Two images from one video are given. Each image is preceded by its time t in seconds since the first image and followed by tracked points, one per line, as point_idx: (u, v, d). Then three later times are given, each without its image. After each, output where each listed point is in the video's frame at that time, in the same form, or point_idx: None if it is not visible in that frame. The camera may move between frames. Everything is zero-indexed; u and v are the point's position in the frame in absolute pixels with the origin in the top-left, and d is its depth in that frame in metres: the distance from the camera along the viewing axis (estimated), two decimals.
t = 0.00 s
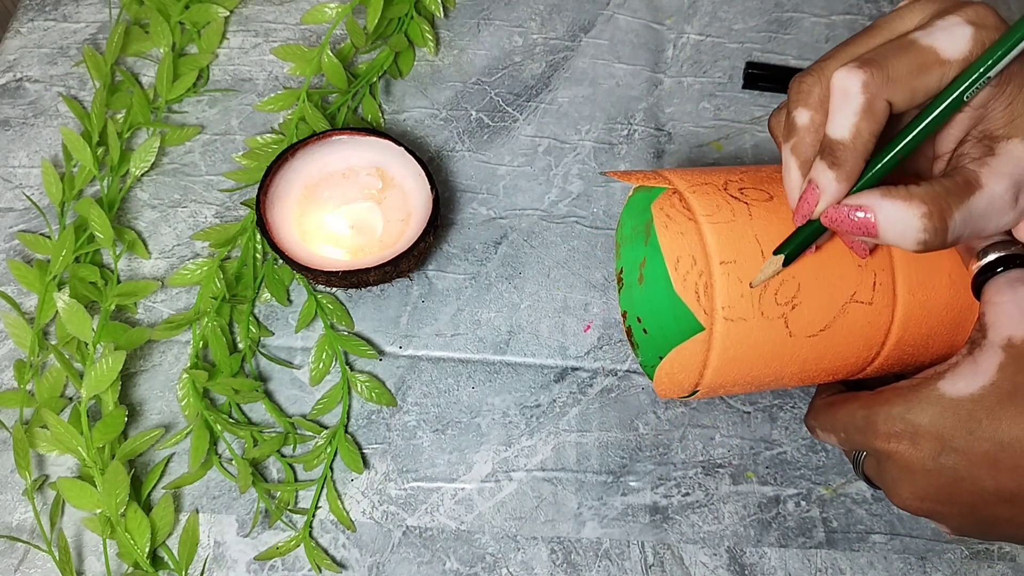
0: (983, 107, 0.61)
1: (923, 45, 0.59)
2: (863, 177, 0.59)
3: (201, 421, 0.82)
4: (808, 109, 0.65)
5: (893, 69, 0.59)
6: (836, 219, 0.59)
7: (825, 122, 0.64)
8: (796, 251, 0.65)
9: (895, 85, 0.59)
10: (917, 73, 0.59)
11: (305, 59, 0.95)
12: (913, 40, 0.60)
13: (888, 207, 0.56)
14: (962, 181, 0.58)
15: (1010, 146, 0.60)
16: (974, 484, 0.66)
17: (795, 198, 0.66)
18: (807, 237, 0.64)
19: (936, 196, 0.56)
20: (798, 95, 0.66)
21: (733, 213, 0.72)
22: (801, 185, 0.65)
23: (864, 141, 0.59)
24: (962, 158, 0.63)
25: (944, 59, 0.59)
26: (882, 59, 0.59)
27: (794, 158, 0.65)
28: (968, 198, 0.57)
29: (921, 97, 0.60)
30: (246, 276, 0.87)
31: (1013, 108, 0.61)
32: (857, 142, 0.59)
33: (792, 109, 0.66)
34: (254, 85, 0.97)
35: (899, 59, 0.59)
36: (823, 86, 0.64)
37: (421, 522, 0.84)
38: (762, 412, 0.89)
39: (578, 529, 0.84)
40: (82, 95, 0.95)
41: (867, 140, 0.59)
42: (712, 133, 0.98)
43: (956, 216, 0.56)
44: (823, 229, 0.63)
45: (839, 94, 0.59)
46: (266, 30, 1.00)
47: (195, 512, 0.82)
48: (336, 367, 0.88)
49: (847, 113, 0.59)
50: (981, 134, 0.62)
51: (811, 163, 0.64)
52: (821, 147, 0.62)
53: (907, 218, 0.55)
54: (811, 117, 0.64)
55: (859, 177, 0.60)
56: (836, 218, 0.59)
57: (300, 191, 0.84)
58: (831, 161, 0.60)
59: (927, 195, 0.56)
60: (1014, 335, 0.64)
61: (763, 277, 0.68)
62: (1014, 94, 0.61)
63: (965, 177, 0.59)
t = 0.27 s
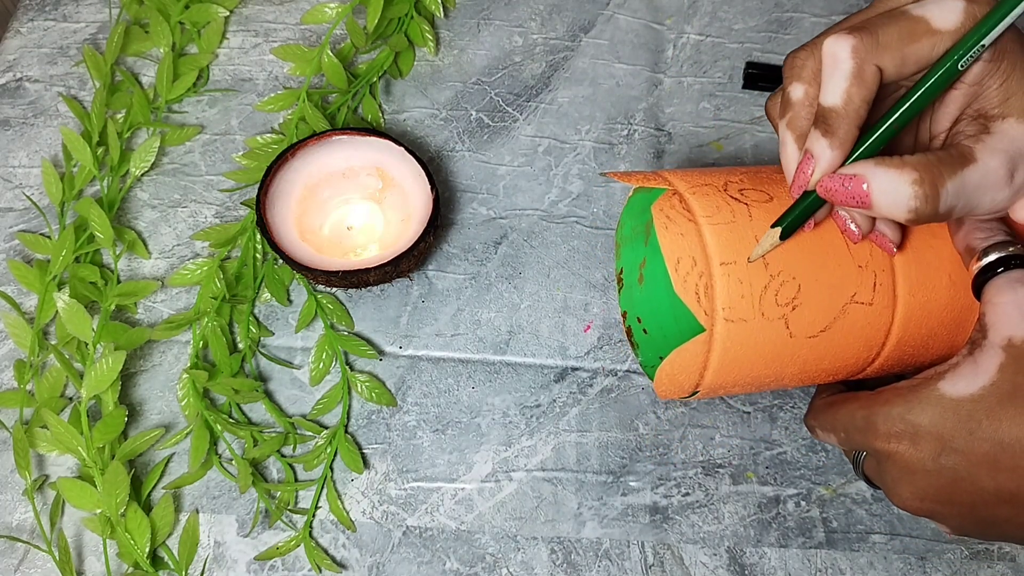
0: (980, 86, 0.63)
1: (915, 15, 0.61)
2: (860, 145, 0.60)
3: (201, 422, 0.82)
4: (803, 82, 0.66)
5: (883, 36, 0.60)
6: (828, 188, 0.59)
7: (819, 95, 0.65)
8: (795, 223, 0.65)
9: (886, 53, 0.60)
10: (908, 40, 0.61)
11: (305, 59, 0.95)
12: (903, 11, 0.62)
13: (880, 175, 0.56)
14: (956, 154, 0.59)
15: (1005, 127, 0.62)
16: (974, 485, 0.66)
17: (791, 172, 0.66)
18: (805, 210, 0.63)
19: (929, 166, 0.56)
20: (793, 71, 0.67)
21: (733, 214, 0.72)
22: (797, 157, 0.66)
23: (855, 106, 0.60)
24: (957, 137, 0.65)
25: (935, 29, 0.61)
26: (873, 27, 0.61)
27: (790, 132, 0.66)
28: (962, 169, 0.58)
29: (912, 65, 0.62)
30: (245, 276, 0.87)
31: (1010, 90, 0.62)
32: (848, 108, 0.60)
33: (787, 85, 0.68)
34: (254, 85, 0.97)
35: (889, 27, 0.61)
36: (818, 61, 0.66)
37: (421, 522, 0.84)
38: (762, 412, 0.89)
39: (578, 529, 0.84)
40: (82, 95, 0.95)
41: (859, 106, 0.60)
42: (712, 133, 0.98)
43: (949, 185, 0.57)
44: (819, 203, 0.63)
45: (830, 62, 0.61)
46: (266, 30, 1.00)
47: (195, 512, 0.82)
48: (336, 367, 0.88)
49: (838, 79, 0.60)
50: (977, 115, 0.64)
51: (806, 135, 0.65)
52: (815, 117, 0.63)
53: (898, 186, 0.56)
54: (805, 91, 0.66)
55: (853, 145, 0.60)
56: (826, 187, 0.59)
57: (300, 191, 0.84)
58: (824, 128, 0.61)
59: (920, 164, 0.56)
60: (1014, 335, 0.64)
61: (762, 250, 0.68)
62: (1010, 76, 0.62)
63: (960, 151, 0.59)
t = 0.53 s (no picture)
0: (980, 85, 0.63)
1: (916, 16, 0.61)
2: (861, 146, 0.60)
3: (201, 421, 0.82)
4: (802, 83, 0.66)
5: (884, 37, 0.60)
6: (829, 189, 0.59)
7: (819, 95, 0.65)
8: (794, 224, 0.65)
9: (886, 54, 0.60)
10: (909, 41, 0.60)
11: (305, 59, 0.95)
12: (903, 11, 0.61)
13: (883, 177, 0.56)
14: (956, 155, 0.59)
15: (1006, 128, 0.62)
16: (974, 485, 0.66)
17: (791, 170, 0.66)
18: (805, 210, 0.63)
19: (929, 167, 0.57)
20: (793, 71, 0.67)
21: (733, 215, 0.72)
22: (798, 157, 0.65)
23: (856, 108, 0.60)
24: (957, 137, 0.65)
25: (935, 29, 0.61)
26: (874, 28, 0.61)
27: (790, 132, 0.66)
28: (962, 170, 0.58)
29: (913, 67, 0.62)
30: (245, 276, 0.87)
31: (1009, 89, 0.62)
32: (849, 109, 0.60)
33: (787, 85, 0.68)
34: (254, 85, 0.97)
35: (890, 27, 0.60)
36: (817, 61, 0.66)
37: (421, 522, 0.84)
38: (762, 412, 0.89)
39: (578, 529, 0.84)
40: (82, 95, 0.95)
41: (860, 107, 0.60)
42: (712, 133, 0.98)
43: (950, 185, 0.57)
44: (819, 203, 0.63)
45: (831, 63, 0.61)
46: (266, 30, 1.00)
47: (195, 512, 0.82)
48: (336, 367, 0.88)
49: (839, 80, 0.60)
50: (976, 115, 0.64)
51: (807, 135, 0.65)
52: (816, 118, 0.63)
53: (900, 188, 0.56)
54: (805, 91, 0.66)
55: (854, 146, 0.60)
56: (827, 189, 0.59)
57: (300, 191, 0.84)
58: (825, 130, 0.61)
59: (921, 165, 0.56)
60: (1014, 335, 0.64)
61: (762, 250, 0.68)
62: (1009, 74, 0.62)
63: (960, 152, 0.60)
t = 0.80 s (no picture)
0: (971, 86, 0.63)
1: (909, 20, 0.61)
2: (851, 150, 0.60)
3: (201, 422, 0.82)
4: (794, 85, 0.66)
5: (879, 41, 0.60)
6: (819, 194, 0.59)
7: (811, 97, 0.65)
8: (779, 230, 0.64)
9: (879, 59, 0.60)
10: (902, 46, 0.60)
11: (305, 59, 0.95)
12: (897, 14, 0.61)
13: (873, 179, 0.56)
14: (948, 156, 0.59)
15: (998, 127, 0.62)
16: (974, 484, 0.66)
17: (781, 172, 0.65)
18: (794, 214, 0.63)
19: (920, 168, 0.57)
20: (786, 73, 0.67)
21: (733, 215, 0.72)
22: (787, 159, 0.65)
23: (848, 113, 0.60)
24: (949, 138, 0.65)
25: (929, 34, 0.61)
26: (868, 32, 0.60)
27: (781, 135, 0.66)
28: (954, 171, 0.58)
29: (905, 71, 0.61)
30: (245, 276, 0.87)
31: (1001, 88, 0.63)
32: (841, 113, 0.60)
33: (779, 88, 0.67)
34: (254, 85, 0.97)
35: (884, 31, 0.60)
36: (810, 62, 0.66)
37: (421, 522, 0.84)
38: (762, 412, 0.89)
39: (578, 529, 0.84)
40: (82, 95, 0.95)
41: (852, 112, 0.60)
42: (712, 133, 0.98)
43: (942, 186, 0.57)
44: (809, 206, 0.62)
45: (826, 66, 0.60)
46: (266, 30, 1.00)
47: (195, 513, 0.82)
48: (336, 367, 0.88)
49: (832, 84, 0.60)
50: (968, 115, 0.64)
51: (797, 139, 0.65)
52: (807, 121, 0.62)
53: (891, 189, 0.56)
54: (797, 93, 0.66)
55: (844, 151, 0.60)
56: (818, 194, 0.59)
57: (300, 191, 0.84)
58: (815, 133, 0.60)
59: (911, 167, 0.56)
60: (1015, 335, 0.64)
61: (748, 253, 0.67)
62: (1001, 73, 0.62)
63: (951, 152, 0.60)
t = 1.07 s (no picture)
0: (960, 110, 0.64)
1: (905, 51, 0.61)
2: (837, 183, 0.59)
3: (201, 421, 0.82)
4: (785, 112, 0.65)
5: (876, 76, 0.60)
6: (808, 230, 0.59)
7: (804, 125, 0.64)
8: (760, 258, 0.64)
9: (875, 95, 0.60)
10: (897, 80, 0.60)
11: (305, 59, 0.95)
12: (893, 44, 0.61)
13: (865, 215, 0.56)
14: (933, 183, 0.59)
15: (986, 146, 0.62)
16: (976, 483, 0.66)
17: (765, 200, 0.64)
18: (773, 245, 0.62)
19: (910, 199, 0.57)
20: (780, 98, 0.66)
21: (736, 214, 0.72)
22: (772, 186, 0.64)
23: (841, 147, 0.60)
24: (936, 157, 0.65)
25: (924, 66, 0.61)
26: (864, 66, 0.60)
27: (769, 160, 0.65)
28: (940, 199, 0.59)
29: (900, 104, 0.62)
30: (246, 276, 0.87)
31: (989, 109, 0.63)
32: (834, 147, 0.59)
33: (772, 112, 0.66)
34: (254, 85, 0.97)
35: (881, 65, 0.60)
36: (804, 90, 0.65)
37: (421, 522, 0.84)
38: (762, 412, 0.89)
39: (578, 529, 0.84)
40: (82, 96, 0.95)
41: (844, 146, 0.60)
42: (712, 133, 0.98)
43: (930, 217, 0.58)
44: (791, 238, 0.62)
45: (822, 99, 0.60)
46: (266, 31, 1.00)
47: (196, 512, 0.82)
48: (336, 367, 0.88)
49: (827, 117, 0.59)
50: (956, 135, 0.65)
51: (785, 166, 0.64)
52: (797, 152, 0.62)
53: (884, 225, 0.56)
54: (791, 119, 0.65)
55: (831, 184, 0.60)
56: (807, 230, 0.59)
57: (300, 191, 0.84)
58: (805, 166, 0.60)
59: (901, 199, 0.57)
60: (1016, 334, 0.64)
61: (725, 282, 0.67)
62: (992, 97, 0.63)
63: (936, 178, 0.60)
